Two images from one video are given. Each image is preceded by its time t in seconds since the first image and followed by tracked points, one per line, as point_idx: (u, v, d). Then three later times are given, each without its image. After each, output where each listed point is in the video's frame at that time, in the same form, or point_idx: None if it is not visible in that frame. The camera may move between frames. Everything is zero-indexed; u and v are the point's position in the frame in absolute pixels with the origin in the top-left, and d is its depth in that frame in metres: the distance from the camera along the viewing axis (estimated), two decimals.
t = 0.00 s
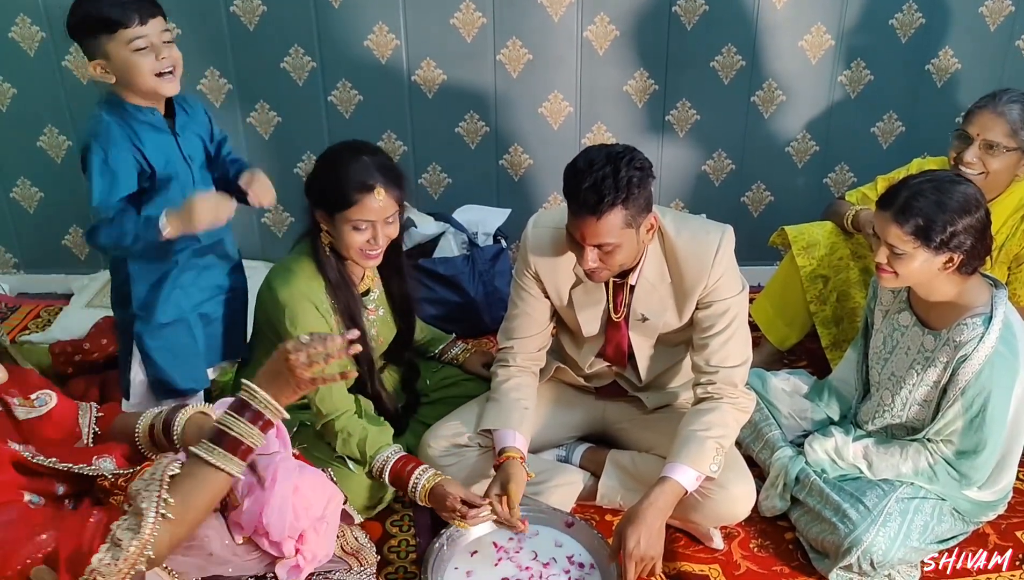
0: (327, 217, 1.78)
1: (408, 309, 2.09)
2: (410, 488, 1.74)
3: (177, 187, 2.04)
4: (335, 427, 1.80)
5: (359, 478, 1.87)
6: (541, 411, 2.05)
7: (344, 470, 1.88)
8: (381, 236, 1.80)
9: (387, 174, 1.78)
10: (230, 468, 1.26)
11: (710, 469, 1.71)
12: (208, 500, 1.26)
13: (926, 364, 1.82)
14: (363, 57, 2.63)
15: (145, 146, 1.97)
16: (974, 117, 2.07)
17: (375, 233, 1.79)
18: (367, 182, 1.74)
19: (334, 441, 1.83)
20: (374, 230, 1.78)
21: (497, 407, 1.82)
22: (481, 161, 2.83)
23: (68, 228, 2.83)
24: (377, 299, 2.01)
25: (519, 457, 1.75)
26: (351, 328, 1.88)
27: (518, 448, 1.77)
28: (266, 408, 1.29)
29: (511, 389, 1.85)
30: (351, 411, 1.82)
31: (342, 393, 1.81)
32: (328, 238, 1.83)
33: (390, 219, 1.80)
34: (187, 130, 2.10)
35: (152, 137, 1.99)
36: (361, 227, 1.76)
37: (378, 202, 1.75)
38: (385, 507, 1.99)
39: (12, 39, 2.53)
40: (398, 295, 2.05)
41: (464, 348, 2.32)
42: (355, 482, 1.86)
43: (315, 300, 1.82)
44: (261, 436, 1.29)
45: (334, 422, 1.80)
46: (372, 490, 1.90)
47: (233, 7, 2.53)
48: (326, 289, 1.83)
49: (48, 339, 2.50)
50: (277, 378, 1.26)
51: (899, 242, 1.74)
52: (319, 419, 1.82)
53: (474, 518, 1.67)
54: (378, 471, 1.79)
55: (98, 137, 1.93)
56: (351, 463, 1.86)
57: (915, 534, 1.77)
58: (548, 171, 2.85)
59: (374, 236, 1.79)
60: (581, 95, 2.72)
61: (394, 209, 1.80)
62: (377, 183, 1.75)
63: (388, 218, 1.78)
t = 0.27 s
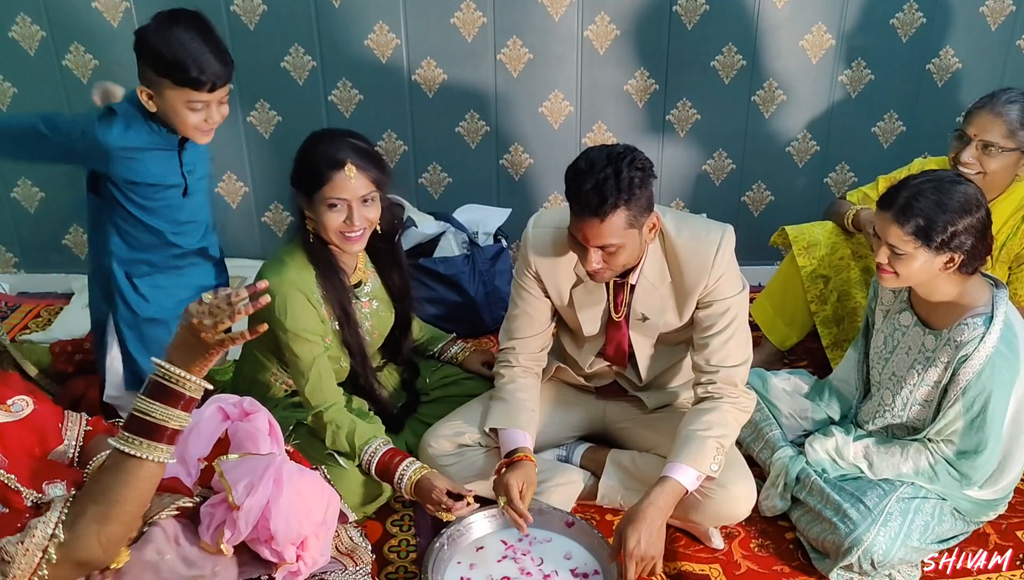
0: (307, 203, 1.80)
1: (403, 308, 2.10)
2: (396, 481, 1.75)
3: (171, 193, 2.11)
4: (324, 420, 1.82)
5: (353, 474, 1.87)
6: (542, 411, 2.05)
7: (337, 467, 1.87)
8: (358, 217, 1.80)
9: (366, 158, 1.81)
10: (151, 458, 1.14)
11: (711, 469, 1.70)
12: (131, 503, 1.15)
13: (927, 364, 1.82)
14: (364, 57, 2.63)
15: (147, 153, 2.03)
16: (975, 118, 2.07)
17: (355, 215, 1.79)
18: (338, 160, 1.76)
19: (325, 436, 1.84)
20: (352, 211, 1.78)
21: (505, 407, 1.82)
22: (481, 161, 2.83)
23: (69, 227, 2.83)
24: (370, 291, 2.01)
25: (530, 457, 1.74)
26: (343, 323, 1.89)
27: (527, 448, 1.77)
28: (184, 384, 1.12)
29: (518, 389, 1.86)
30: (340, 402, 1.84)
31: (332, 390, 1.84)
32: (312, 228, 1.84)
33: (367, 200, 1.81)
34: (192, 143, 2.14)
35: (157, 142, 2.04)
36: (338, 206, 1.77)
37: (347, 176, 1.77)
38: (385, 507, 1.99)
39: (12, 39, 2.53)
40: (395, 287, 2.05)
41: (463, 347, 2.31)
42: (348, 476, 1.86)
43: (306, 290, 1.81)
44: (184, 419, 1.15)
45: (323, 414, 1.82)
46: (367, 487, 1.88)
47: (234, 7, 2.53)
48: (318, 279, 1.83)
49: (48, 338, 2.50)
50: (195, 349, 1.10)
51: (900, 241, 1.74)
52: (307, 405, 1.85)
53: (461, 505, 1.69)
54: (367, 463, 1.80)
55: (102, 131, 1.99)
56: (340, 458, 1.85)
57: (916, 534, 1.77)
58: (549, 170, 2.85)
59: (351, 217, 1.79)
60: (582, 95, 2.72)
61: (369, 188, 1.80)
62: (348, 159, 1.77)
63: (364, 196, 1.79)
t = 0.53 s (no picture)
0: (299, 198, 1.82)
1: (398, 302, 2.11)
2: (393, 474, 1.76)
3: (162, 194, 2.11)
4: (320, 413, 1.82)
5: (351, 470, 1.86)
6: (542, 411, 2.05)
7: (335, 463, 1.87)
8: (343, 204, 1.80)
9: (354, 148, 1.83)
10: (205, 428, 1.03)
11: (712, 469, 1.71)
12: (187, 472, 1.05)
13: (927, 364, 1.82)
14: (364, 57, 2.63)
15: (135, 154, 2.04)
16: (975, 118, 2.07)
17: (342, 201, 1.80)
18: (323, 146, 1.80)
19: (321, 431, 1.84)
20: (337, 197, 1.79)
21: (507, 407, 1.83)
22: (481, 161, 2.83)
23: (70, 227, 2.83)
24: (365, 289, 2.01)
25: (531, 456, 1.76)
26: (337, 319, 1.89)
27: (528, 448, 1.78)
28: (244, 360, 1.03)
29: (520, 389, 1.86)
30: (336, 397, 1.84)
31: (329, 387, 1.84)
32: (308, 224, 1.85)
33: (354, 185, 1.82)
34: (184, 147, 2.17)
35: (153, 144, 2.06)
36: (325, 190, 1.79)
37: (331, 162, 1.79)
38: (387, 506, 1.99)
39: (13, 39, 2.53)
40: (388, 283, 2.07)
41: (461, 344, 2.31)
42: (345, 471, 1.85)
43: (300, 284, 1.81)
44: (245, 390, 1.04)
45: (320, 407, 1.82)
46: (365, 483, 1.89)
47: (234, 7, 2.53)
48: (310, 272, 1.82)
49: (49, 338, 2.50)
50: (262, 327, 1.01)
51: (900, 241, 1.74)
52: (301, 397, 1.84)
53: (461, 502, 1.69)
54: (364, 457, 1.81)
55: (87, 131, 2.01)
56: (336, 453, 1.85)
57: (916, 533, 1.77)
58: (549, 170, 2.85)
59: (336, 202, 1.79)
60: (582, 95, 2.72)
61: (356, 173, 1.82)
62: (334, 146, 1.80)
63: (349, 181, 1.81)
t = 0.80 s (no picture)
0: (301, 196, 1.83)
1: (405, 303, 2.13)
2: (391, 475, 1.78)
3: (161, 182, 2.14)
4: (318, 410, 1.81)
5: (352, 472, 1.88)
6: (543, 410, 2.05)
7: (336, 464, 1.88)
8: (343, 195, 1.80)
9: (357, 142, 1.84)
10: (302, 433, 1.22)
11: (713, 469, 1.71)
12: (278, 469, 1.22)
13: (928, 364, 1.82)
14: (365, 56, 2.63)
15: (134, 150, 2.06)
16: (978, 119, 2.07)
17: (341, 189, 1.80)
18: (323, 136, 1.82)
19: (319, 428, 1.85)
20: (337, 185, 1.80)
21: (509, 406, 1.83)
22: (482, 161, 2.83)
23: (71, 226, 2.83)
24: (368, 290, 1.99)
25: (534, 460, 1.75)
26: (338, 316, 1.87)
27: (530, 450, 1.78)
28: (344, 377, 1.25)
29: (521, 390, 1.86)
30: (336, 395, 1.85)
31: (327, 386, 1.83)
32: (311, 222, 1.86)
33: (354, 174, 1.83)
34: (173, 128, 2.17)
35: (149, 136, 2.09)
36: (325, 179, 1.81)
37: (331, 151, 1.81)
38: (387, 506, 1.99)
39: (14, 38, 2.53)
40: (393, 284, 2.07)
41: (463, 344, 2.30)
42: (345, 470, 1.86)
43: (300, 279, 1.82)
44: (340, 405, 1.25)
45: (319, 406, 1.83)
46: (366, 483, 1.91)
47: (235, 7, 2.53)
48: (313, 270, 1.84)
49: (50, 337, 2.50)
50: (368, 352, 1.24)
51: (901, 242, 1.74)
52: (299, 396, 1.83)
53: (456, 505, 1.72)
54: (362, 457, 1.82)
55: (83, 140, 2.01)
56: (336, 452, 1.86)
57: (917, 533, 1.77)
58: (550, 170, 2.85)
59: (335, 191, 1.80)
60: (583, 94, 2.72)
61: (355, 162, 1.84)
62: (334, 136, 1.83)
63: (349, 169, 1.82)
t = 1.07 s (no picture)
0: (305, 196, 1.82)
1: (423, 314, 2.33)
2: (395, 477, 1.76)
3: (160, 185, 2.13)
4: (322, 414, 1.82)
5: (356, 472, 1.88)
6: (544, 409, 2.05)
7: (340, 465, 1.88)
8: (346, 206, 1.78)
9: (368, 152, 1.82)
10: (389, 462, 1.30)
11: (713, 468, 1.71)
12: (362, 494, 1.29)
13: (928, 364, 1.82)
14: (366, 56, 2.63)
15: (130, 150, 2.07)
16: (981, 120, 2.06)
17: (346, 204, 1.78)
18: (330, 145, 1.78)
19: (323, 431, 1.85)
20: (341, 197, 1.78)
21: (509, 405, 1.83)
22: (483, 161, 2.83)
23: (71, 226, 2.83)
24: (371, 293, 2.01)
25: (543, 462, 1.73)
26: (340, 319, 1.90)
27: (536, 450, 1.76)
28: (431, 422, 1.33)
29: (521, 388, 1.86)
30: (338, 398, 1.85)
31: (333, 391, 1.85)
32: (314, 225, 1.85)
33: (359, 186, 1.80)
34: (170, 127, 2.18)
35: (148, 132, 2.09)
36: (329, 190, 1.78)
37: (338, 162, 1.77)
38: (388, 505, 1.99)
39: (14, 38, 2.53)
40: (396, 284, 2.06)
41: (465, 344, 2.28)
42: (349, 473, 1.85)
43: (304, 282, 1.82)
44: (421, 444, 1.33)
45: (321, 408, 1.83)
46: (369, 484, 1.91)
47: (236, 6, 2.54)
48: (316, 272, 1.84)
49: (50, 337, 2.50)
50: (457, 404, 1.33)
51: (902, 242, 1.74)
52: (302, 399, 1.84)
53: (461, 510, 1.72)
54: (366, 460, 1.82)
55: (80, 140, 2.03)
56: (339, 454, 1.86)
57: (917, 533, 1.77)
58: (551, 170, 2.85)
59: (340, 203, 1.78)
60: (583, 94, 2.72)
61: (364, 176, 1.80)
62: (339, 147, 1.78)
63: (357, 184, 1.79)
